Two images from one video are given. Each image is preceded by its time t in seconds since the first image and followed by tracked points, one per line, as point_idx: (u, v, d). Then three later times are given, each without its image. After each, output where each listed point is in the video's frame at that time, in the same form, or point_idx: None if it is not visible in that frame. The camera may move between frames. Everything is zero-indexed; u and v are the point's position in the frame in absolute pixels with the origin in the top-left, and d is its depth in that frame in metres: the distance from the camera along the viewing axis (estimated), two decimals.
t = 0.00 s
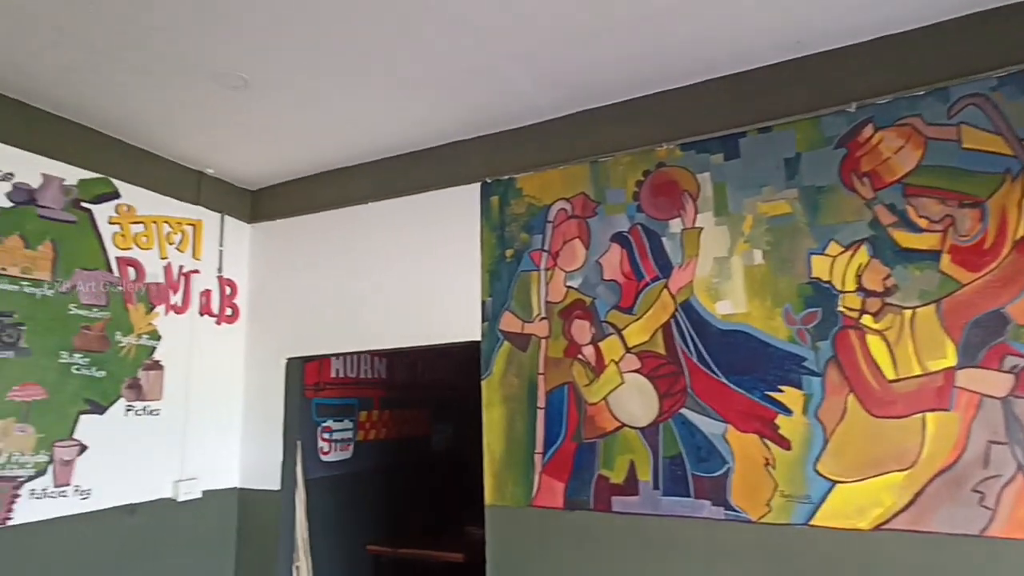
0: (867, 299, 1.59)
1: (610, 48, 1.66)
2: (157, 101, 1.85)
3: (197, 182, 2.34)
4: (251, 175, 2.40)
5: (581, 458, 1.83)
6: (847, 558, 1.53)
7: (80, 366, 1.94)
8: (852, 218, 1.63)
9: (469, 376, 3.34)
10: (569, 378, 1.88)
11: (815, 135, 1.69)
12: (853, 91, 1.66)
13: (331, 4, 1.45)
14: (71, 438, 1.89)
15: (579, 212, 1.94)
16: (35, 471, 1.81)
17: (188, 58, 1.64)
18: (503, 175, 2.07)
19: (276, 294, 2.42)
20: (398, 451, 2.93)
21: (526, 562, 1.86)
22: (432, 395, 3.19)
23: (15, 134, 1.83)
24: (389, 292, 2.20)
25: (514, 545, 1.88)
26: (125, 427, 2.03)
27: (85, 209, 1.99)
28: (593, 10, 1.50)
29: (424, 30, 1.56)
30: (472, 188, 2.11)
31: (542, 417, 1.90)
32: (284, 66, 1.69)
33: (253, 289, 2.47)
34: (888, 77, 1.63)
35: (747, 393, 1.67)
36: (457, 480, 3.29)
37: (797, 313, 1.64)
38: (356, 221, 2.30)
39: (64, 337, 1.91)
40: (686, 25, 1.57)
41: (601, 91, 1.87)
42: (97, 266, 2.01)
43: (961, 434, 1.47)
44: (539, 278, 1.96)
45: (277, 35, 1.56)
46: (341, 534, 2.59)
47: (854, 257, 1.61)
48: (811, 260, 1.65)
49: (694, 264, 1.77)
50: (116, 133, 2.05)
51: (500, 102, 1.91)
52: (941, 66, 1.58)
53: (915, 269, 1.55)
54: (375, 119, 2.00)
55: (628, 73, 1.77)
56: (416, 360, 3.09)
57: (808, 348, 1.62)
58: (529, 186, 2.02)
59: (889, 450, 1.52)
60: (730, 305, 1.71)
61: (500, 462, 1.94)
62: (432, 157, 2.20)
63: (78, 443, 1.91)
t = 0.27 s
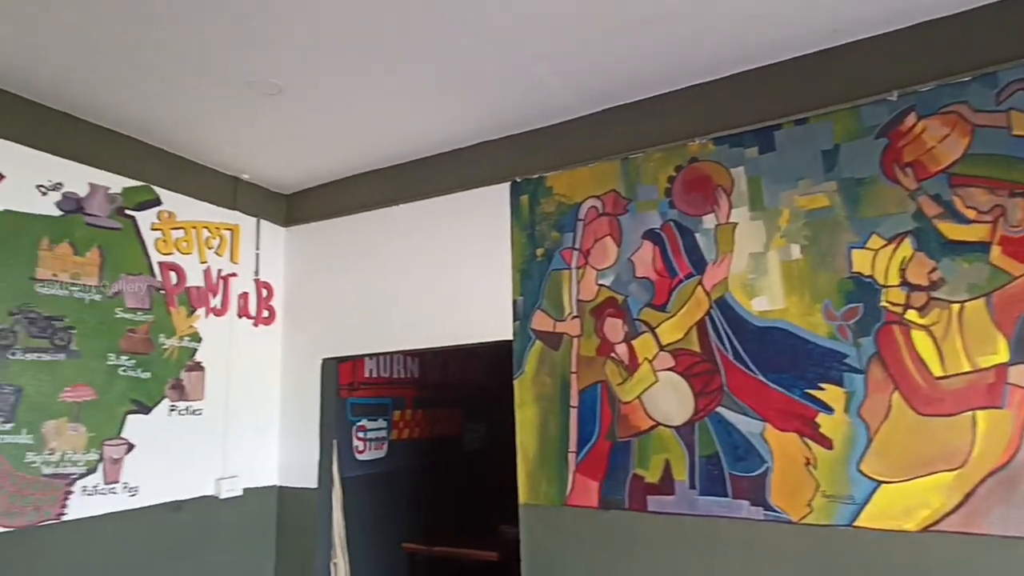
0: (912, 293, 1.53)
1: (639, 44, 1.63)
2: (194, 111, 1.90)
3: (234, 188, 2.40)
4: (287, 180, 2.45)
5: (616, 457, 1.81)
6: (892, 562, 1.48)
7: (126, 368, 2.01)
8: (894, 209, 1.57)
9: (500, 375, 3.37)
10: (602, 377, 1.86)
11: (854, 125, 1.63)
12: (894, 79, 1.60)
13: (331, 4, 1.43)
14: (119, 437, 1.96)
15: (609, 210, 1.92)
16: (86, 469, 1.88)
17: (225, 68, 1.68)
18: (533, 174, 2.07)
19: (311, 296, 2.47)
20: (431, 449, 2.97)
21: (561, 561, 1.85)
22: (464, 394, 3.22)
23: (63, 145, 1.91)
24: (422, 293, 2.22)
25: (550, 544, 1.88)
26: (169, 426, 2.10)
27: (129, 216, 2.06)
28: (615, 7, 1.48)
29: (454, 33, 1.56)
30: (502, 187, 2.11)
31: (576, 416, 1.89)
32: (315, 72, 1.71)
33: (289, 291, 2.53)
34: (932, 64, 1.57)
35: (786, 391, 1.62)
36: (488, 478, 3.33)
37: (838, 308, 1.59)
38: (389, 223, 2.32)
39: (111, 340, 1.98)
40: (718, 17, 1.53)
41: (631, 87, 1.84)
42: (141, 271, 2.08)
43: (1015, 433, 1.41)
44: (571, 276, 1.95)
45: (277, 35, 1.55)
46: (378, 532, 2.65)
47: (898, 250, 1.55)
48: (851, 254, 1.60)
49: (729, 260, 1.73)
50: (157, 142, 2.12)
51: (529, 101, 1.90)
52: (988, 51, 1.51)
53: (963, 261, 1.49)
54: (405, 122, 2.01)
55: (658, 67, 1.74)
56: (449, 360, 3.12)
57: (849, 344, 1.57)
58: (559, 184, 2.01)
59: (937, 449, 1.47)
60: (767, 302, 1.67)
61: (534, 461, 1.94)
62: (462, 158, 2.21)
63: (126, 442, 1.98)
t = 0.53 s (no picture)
0: (956, 288, 1.48)
1: (667, 38, 1.61)
2: (227, 114, 1.93)
3: (267, 189, 2.44)
4: (318, 180, 2.48)
5: (647, 456, 1.80)
6: (936, 566, 1.44)
7: (166, 366, 2.07)
8: (937, 201, 1.51)
9: (530, 372, 3.37)
10: (632, 375, 1.85)
11: (894, 115, 1.58)
12: (935, 67, 1.55)
13: (330, 4, 1.44)
14: (160, 433, 2.02)
15: (639, 206, 1.90)
16: (130, 463, 1.94)
17: (257, 72, 1.71)
18: (561, 171, 2.05)
19: (342, 295, 2.50)
20: (461, 446, 2.99)
21: (593, 559, 1.84)
22: (494, 391, 3.23)
23: (105, 151, 1.97)
24: (451, 291, 2.22)
25: (581, 542, 1.87)
26: (207, 423, 2.15)
27: (168, 219, 2.12)
28: (615, 7, 1.48)
29: (482, 32, 1.55)
30: (530, 185, 2.10)
31: (606, 414, 1.87)
32: (344, 74, 1.72)
33: (321, 290, 2.57)
34: (976, 50, 1.50)
35: (822, 389, 1.58)
36: (518, 475, 3.34)
37: (877, 304, 1.55)
38: (419, 221, 2.34)
39: (152, 339, 2.04)
40: (748, 9, 1.50)
41: (661, 81, 1.81)
42: (179, 271, 2.13)
43: None
44: (600, 273, 1.94)
45: (277, 35, 1.55)
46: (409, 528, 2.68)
47: (941, 244, 1.50)
48: (891, 248, 1.55)
49: (763, 255, 1.70)
50: (193, 146, 2.16)
51: (556, 98, 1.89)
52: None
53: (1011, 255, 1.43)
54: (433, 121, 2.02)
55: (687, 61, 1.71)
56: (479, 358, 3.13)
57: (889, 341, 1.52)
58: (587, 181, 2.00)
59: (983, 449, 1.41)
60: (802, 298, 1.63)
61: (564, 459, 1.93)
62: (491, 156, 2.21)
63: (166, 438, 2.04)
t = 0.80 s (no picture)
0: (1005, 282, 1.43)
1: (699, 32, 1.58)
2: (260, 118, 1.96)
3: (298, 191, 2.47)
4: (348, 181, 2.50)
5: (681, 455, 1.77)
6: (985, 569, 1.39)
7: (205, 366, 2.10)
8: (984, 192, 1.46)
9: (559, 370, 3.36)
10: (665, 373, 1.82)
11: (937, 104, 1.53)
12: (980, 54, 1.49)
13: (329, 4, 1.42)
14: (200, 431, 2.06)
15: (670, 202, 1.87)
16: (172, 460, 1.98)
17: (289, 76, 1.72)
18: (590, 168, 2.04)
19: (373, 294, 2.52)
20: (492, 444, 2.99)
21: (626, 559, 1.83)
22: (523, 390, 3.23)
23: (144, 157, 2.01)
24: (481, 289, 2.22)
25: (613, 542, 1.85)
26: (244, 421, 2.18)
27: (205, 222, 2.15)
28: (615, 7, 1.47)
29: (511, 31, 1.55)
30: (559, 182, 2.09)
31: (638, 412, 1.85)
32: (374, 75, 1.73)
33: (352, 290, 2.59)
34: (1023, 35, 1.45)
35: (863, 387, 1.54)
36: (549, 473, 3.33)
37: (921, 299, 1.50)
38: (448, 220, 2.34)
39: (191, 339, 2.08)
40: None
41: (691, 75, 1.79)
42: (216, 273, 2.16)
43: None
44: (631, 270, 1.92)
45: (277, 35, 1.54)
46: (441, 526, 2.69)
47: (988, 236, 1.45)
48: (935, 241, 1.50)
49: (799, 250, 1.66)
50: (228, 150, 2.20)
51: (585, 95, 1.87)
52: None
53: None
54: (462, 121, 2.01)
55: (719, 54, 1.68)
56: (508, 356, 3.13)
57: (934, 337, 1.48)
58: (617, 177, 1.98)
59: None
60: (841, 293, 1.60)
61: (596, 458, 1.92)
62: (519, 154, 2.20)
63: (206, 435, 2.07)
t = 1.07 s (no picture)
0: None
1: (731, 23, 1.55)
2: (290, 120, 1.98)
3: (328, 192, 2.49)
4: (377, 181, 2.51)
5: (715, 453, 1.74)
6: None
7: (241, 364, 2.13)
8: None
9: (589, 368, 3.34)
10: (697, 370, 1.80)
11: (983, 90, 1.48)
12: None
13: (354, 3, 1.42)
14: (237, 428, 2.09)
15: (701, 196, 1.84)
16: (210, 456, 2.01)
17: (319, 79, 1.73)
18: (619, 163, 2.02)
19: (403, 293, 2.53)
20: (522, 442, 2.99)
21: (659, 558, 1.80)
22: (553, 388, 3.22)
23: (181, 161, 2.04)
24: (509, 286, 2.22)
25: (646, 540, 1.83)
26: (279, 418, 2.21)
27: (240, 224, 2.18)
28: None
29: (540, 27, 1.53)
30: (588, 178, 2.07)
31: (670, 410, 1.83)
32: (402, 75, 1.73)
33: (381, 289, 2.60)
34: None
35: (906, 384, 1.50)
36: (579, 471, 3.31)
37: (967, 293, 1.45)
38: (476, 218, 2.34)
39: (227, 338, 2.11)
40: None
41: (723, 66, 1.75)
42: (251, 274, 2.19)
43: None
44: (661, 266, 1.89)
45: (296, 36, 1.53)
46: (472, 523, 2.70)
47: None
48: (982, 232, 1.45)
49: (837, 244, 1.62)
50: (261, 153, 2.22)
51: (614, 89, 1.85)
52: None
53: None
54: (490, 118, 2.01)
55: (751, 45, 1.65)
56: (538, 354, 3.12)
57: (981, 332, 1.43)
58: (647, 172, 1.95)
59: None
60: (882, 288, 1.55)
61: (627, 456, 1.90)
62: (547, 151, 2.19)
63: (243, 432, 2.10)
